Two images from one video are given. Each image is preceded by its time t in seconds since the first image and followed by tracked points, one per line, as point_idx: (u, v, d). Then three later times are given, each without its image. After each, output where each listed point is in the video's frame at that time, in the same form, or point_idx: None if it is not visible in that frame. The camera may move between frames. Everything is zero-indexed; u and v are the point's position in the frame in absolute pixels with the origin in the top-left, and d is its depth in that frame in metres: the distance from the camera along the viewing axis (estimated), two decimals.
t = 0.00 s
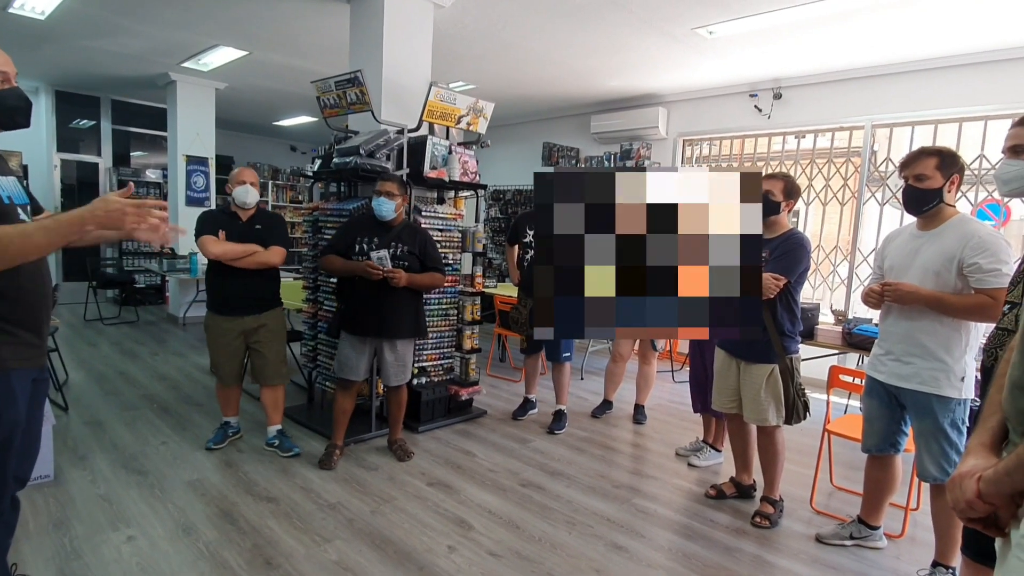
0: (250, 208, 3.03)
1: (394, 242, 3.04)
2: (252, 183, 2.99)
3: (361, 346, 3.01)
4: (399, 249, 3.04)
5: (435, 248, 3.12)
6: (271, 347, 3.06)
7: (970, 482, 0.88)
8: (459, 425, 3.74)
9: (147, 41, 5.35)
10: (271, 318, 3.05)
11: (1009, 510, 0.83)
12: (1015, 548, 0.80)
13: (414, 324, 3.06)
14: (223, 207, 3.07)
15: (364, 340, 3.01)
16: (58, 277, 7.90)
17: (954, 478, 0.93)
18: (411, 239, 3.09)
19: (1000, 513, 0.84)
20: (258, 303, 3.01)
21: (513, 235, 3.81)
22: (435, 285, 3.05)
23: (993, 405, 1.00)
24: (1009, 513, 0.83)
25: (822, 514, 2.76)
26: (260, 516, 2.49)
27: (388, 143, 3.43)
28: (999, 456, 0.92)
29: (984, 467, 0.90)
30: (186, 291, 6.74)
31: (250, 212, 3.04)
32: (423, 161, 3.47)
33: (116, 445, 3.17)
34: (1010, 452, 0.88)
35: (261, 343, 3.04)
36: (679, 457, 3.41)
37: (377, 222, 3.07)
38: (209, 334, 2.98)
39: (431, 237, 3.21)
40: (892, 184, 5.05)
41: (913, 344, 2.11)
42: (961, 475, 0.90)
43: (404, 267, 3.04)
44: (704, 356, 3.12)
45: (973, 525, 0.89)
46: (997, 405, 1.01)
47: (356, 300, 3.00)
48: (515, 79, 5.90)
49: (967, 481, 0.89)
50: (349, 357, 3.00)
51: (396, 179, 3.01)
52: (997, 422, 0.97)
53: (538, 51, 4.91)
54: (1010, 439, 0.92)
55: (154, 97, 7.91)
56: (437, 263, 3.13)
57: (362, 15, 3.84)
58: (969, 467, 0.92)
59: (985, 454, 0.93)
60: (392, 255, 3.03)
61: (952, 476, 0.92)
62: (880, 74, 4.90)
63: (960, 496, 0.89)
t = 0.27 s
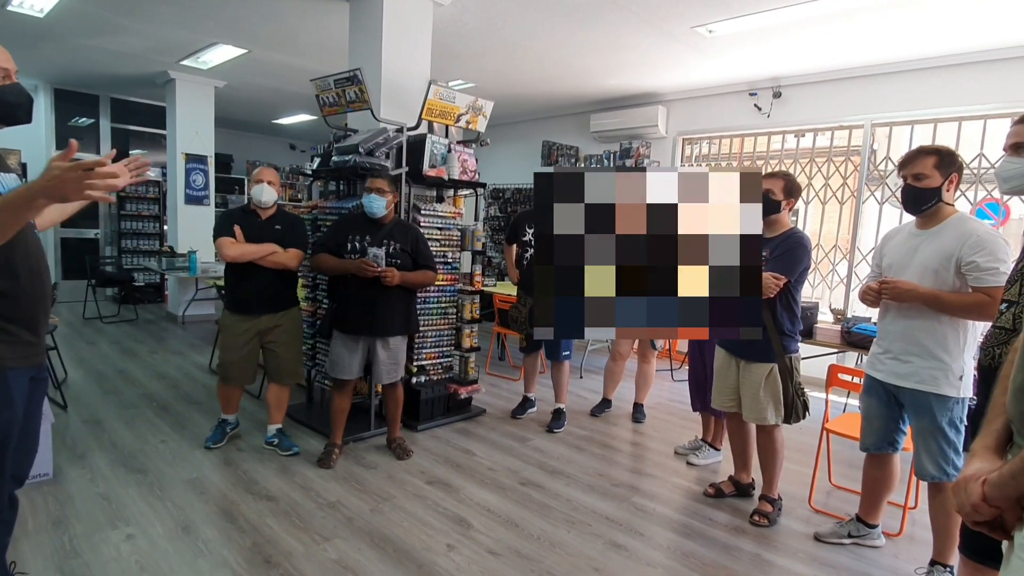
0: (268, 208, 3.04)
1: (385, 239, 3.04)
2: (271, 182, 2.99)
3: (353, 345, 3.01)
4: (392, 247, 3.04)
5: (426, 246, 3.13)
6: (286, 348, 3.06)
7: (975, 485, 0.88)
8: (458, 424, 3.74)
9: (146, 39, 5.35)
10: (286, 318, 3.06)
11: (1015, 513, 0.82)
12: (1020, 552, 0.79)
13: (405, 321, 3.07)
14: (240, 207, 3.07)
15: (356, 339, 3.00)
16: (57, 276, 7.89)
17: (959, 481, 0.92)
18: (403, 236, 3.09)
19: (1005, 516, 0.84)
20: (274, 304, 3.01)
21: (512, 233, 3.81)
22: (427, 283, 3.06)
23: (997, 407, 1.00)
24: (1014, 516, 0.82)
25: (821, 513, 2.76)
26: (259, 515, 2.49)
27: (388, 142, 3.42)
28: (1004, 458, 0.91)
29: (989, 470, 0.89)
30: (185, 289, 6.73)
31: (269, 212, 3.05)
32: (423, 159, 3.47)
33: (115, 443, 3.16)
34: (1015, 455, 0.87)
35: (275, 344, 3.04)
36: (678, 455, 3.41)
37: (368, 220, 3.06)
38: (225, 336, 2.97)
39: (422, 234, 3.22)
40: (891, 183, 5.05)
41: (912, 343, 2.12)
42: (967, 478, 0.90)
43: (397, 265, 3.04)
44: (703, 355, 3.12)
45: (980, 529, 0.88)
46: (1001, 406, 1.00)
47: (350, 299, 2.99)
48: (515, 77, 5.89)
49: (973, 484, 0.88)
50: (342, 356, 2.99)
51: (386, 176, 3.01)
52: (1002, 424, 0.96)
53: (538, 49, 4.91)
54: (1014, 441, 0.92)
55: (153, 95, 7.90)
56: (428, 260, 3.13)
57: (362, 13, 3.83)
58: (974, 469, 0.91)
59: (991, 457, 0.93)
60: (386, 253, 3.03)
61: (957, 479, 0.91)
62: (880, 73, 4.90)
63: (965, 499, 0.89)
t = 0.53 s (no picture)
0: (294, 205, 3.07)
1: (399, 234, 3.05)
2: (298, 179, 3.01)
3: (369, 340, 3.01)
4: (405, 241, 3.05)
5: (438, 241, 3.14)
6: (307, 343, 3.09)
7: (998, 487, 0.86)
8: (470, 419, 3.75)
9: (161, 36, 5.40)
10: (309, 314, 3.08)
11: None
12: None
13: (418, 316, 3.08)
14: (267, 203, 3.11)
15: (371, 333, 3.00)
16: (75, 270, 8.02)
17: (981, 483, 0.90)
18: (415, 231, 3.10)
19: None
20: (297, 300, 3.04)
21: (524, 229, 3.81)
22: (440, 277, 3.07)
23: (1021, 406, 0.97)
24: None
25: (835, 512, 2.74)
26: (273, 507, 2.52)
27: (400, 137, 3.41)
28: None
29: (1013, 472, 0.87)
30: (201, 284, 6.81)
31: (295, 210, 3.08)
32: (435, 155, 3.49)
33: (133, 435, 3.22)
34: None
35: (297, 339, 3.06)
36: (691, 452, 3.40)
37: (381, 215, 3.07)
38: (248, 330, 2.99)
39: (434, 229, 3.23)
40: (910, 178, 4.96)
41: (929, 340, 2.08)
42: (990, 480, 0.88)
43: (411, 259, 3.05)
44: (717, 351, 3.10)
45: (1002, 533, 0.86)
46: None
47: (362, 295, 3.00)
48: (527, 72, 5.87)
49: (996, 486, 0.86)
50: (358, 351, 3.00)
51: (398, 171, 3.03)
52: None
53: (550, 43, 4.88)
54: None
55: (168, 91, 7.98)
56: (440, 254, 3.13)
57: (374, 8, 3.83)
58: (997, 471, 0.89)
59: (1013, 459, 0.91)
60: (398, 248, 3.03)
61: (979, 481, 0.89)
62: (899, 65, 4.81)
63: (986, 502, 0.86)
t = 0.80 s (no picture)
0: (286, 210, 3.05)
1: (393, 238, 3.04)
2: (290, 183, 3.01)
3: (364, 344, 3.01)
4: (399, 245, 3.04)
5: (432, 243, 3.14)
6: (298, 349, 3.06)
7: (987, 485, 0.87)
8: (460, 422, 3.74)
9: (146, 40, 5.35)
10: (301, 319, 3.06)
11: None
12: None
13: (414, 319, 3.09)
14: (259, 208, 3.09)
15: (367, 338, 3.00)
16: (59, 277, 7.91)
17: (970, 482, 0.91)
18: (409, 234, 3.09)
19: (1016, 517, 0.83)
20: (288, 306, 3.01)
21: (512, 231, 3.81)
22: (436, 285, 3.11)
23: (1006, 404, 0.99)
24: None
25: (824, 509, 2.76)
26: (262, 514, 2.50)
27: (387, 141, 3.41)
28: (1014, 459, 0.91)
29: (1000, 471, 0.89)
30: (187, 289, 6.74)
31: (286, 214, 3.06)
32: (423, 158, 3.47)
33: (118, 443, 3.17)
34: None
35: (287, 345, 3.04)
36: (681, 452, 3.41)
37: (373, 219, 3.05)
38: (239, 335, 2.96)
39: (426, 231, 3.22)
40: (893, 178, 5.03)
41: (912, 339, 2.11)
42: (978, 479, 0.89)
43: (405, 263, 3.04)
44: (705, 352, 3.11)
45: (991, 530, 0.88)
46: (1010, 403, 0.99)
47: (357, 298, 3.00)
48: (515, 75, 5.88)
49: (984, 484, 0.88)
50: (354, 355, 3.00)
51: (391, 176, 3.03)
52: (1012, 423, 0.95)
53: (537, 46, 4.89)
54: None
55: (153, 95, 7.91)
56: (435, 259, 3.15)
57: (361, 11, 3.83)
58: (985, 470, 0.91)
59: (1000, 456, 0.93)
60: (393, 252, 3.03)
61: (968, 480, 0.91)
62: (881, 68, 4.88)
63: (976, 500, 0.88)
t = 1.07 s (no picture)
0: (290, 208, 3.05)
1: (401, 238, 3.04)
2: (295, 180, 3.01)
3: (373, 342, 3.03)
4: (408, 245, 3.04)
5: (441, 243, 3.13)
6: (302, 347, 3.07)
7: (997, 487, 0.87)
8: (463, 421, 3.74)
9: (148, 38, 5.35)
10: (305, 318, 3.06)
11: None
12: None
13: (425, 317, 3.10)
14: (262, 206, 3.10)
15: (376, 336, 3.02)
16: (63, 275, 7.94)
17: (978, 483, 0.91)
18: (418, 233, 3.09)
19: None
20: (293, 304, 3.01)
21: (515, 230, 3.81)
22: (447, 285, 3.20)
23: (1014, 404, 0.99)
24: None
25: (827, 508, 2.76)
26: (265, 512, 2.50)
27: (390, 139, 3.42)
28: (1023, 459, 0.91)
29: (1009, 472, 0.89)
30: (190, 287, 6.75)
31: (291, 213, 3.06)
32: (425, 156, 3.47)
33: (122, 441, 3.19)
34: None
35: (291, 343, 3.04)
36: (683, 451, 3.41)
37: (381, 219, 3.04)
38: (243, 333, 2.96)
39: (435, 230, 3.22)
40: (896, 176, 5.01)
41: (915, 338, 2.10)
42: (987, 480, 0.89)
43: (414, 262, 3.04)
44: (708, 351, 3.11)
45: (999, 532, 0.87)
46: (1018, 402, 0.99)
47: (365, 296, 3.00)
48: (517, 73, 5.87)
49: (994, 486, 0.88)
50: (363, 354, 3.02)
51: (398, 175, 3.01)
52: (1021, 422, 0.95)
53: (539, 44, 4.88)
54: None
55: (156, 94, 7.92)
56: (443, 258, 3.15)
57: (363, 10, 3.82)
58: (993, 471, 0.91)
59: (1008, 457, 0.92)
60: (401, 251, 3.02)
61: (977, 481, 0.90)
62: (886, 65, 4.86)
63: (985, 502, 0.88)
